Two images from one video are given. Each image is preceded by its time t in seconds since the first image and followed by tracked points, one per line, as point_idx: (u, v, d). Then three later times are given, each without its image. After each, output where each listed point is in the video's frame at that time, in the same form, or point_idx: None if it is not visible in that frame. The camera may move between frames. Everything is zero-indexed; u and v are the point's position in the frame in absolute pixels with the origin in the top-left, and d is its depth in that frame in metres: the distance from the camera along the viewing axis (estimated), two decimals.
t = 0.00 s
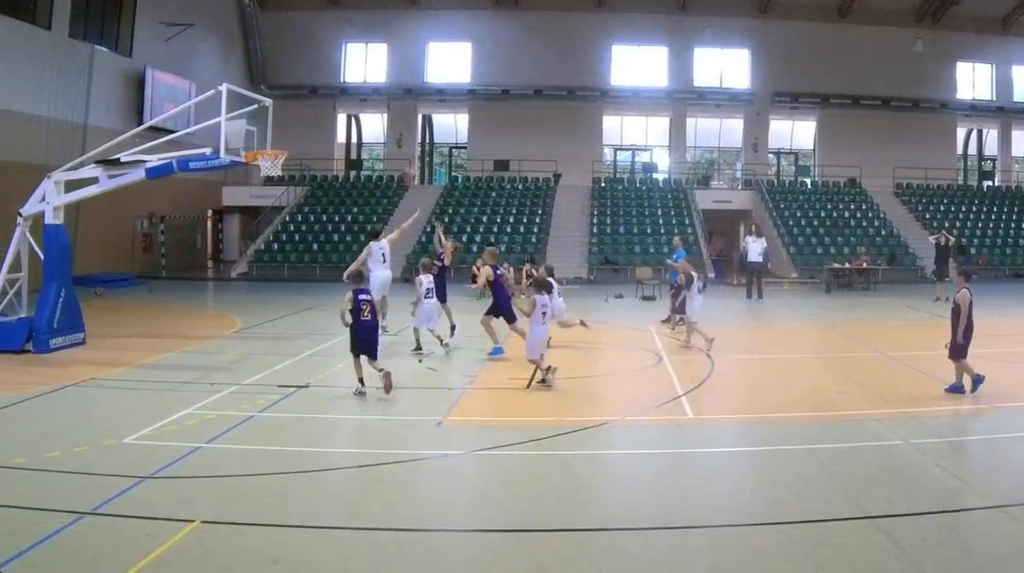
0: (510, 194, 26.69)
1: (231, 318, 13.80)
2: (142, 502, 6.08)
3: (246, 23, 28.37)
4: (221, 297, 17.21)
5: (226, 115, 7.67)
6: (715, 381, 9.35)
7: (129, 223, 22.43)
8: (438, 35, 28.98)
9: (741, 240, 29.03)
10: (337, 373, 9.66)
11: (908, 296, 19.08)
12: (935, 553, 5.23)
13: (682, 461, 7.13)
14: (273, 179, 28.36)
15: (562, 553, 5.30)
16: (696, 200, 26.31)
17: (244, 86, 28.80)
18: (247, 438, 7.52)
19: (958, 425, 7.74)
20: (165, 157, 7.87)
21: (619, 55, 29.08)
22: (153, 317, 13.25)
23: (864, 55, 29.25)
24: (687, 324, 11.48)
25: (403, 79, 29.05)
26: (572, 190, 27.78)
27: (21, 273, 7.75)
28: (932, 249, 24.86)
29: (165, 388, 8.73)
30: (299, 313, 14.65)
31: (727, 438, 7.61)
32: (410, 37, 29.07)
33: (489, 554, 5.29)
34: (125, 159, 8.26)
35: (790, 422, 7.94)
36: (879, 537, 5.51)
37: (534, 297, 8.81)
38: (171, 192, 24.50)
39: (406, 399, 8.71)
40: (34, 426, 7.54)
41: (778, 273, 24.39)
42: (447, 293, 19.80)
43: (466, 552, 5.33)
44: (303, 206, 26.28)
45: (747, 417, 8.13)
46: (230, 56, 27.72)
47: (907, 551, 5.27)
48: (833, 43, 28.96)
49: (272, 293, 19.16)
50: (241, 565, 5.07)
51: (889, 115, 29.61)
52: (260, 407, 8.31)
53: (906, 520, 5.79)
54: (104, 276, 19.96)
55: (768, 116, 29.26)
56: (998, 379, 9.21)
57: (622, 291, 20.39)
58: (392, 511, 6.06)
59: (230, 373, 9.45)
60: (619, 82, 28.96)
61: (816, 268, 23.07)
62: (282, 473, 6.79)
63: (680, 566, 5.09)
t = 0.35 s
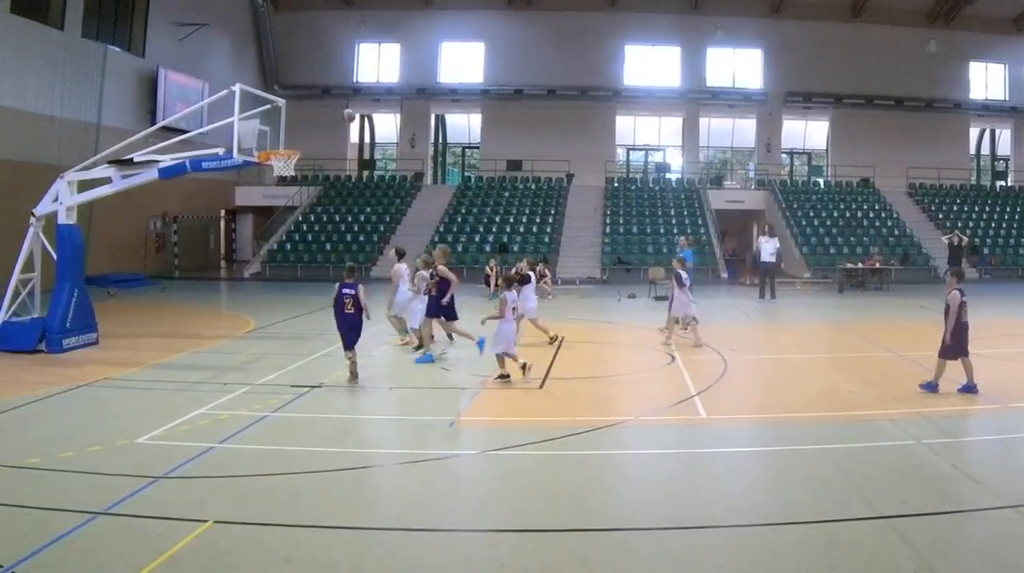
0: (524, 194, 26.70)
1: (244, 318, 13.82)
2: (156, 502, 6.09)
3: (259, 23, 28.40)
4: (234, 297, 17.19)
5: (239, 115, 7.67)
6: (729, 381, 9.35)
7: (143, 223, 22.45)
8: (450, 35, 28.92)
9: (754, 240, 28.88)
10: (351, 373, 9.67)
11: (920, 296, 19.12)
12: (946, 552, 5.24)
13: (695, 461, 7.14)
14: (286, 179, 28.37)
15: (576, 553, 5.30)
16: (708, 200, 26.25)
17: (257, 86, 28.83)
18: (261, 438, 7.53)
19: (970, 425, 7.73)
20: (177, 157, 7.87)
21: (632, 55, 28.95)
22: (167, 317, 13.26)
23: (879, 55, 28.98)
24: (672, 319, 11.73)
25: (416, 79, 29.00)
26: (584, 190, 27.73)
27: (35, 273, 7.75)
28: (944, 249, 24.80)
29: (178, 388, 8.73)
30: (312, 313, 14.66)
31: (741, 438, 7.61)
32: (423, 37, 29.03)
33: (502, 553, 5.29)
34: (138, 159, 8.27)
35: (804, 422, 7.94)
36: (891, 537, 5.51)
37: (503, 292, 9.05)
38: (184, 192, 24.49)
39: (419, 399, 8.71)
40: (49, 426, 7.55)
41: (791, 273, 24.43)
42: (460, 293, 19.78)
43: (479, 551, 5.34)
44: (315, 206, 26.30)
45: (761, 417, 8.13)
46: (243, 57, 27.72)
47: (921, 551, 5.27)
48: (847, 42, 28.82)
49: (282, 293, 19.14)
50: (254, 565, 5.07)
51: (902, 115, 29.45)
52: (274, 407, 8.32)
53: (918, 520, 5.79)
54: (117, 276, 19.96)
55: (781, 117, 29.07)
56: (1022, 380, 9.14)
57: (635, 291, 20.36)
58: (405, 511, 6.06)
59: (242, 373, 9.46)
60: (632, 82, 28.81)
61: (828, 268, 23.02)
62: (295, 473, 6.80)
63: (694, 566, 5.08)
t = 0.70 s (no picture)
0: (537, 194, 26.69)
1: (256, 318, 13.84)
2: (169, 502, 6.09)
3: (272, 23, 28.41)
4: (247, 297, 17.19)
5: (252, 115, 7.67)
6: (743, 381, 9.35)
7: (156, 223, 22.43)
8: (463, 35, 28.88)
9: (767, 240, 28.83)
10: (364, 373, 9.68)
11: (930, 295, 19.16)
12: (960, 552, 5.24)
13: (708, 461, 7.13)
14: (299, 178, 28.36)
15: (589, 553, 5.30)
16: (722, 200, 26.18)
17: (270, 86, 28.86)
18: (274, 438, 7.53)
19: (985, 425, 7.72)
20: (190, 156, 7.87)
21: (645, 55, 28.80)
22: (180, 317, 13.27)
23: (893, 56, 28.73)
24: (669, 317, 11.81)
25: (429, 79, 28.98)
26: (598, 190, 27.73)
27: (48, 273, 7.75)
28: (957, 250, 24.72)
29: (191, 388, 8.74)
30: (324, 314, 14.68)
31: (753, 438, 7.61)
32: (435, 37, 28.98)
33: (515, 553, 5.29)
34: (150, 159, 8.28)
35: (818, 422, 7.94)
36: (905, 537, 5.51)
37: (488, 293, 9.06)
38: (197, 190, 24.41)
39: (432, 399, 8.71)
40: (62, 426, 7.56)
41: (805, 273, 24.44)
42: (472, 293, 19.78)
43: (492, 551, 5.34)
44: (329, 206, 26.30)
45: (775, 417, 8.13)
46: (256, 57, 27.71)
47: (934, 551, 5.27)
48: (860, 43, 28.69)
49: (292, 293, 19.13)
50: (268, 565, 5.07)
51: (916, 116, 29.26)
52: (287, 407, 8.32)
53: (932, 520, 5.79)
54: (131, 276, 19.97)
55: (794, 117, 28.92)
56: None
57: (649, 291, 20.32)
58: (418, 511, 6.06)
59: (255, 373, 9.46)
60: (644, 82, 28.67)
61: (842, 268, 22.96)
62: (309, 473, 6.80)
63: (708, 566, 5.09)
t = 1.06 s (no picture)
0: (551, 194, 26.67)
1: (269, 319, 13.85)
2: (181, 502, 6.09)
3: (285, 23, 28.45)
4: (260, 297, 17.18)
5: (265, 115, 7.67)
6: (756, 381, 9.35)
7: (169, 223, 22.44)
8: (476, 35, 28.87)
9: (780, 240, 28.75)
10: (376, 373, 9.68)
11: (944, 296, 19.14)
12: (971, 553, 5.24)
13: (721, 461, 7.13)
14: (312, 179, 28.35)
15: (601, 553, 5.30)
16: (734, 200, 26.20)
17: (284, 86, 28.90)
18: (286, 438, 7.53)
19: (998, 425, 7.72)
20: (203, 156, 7.87)
21: (658, 54, 28.80)
22: (194, 317, 13.29)
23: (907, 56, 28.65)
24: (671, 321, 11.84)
25: (441, 79, 28.99)
26: (611, 191, 27.70)
27: (60, 273, 7.75)
28: (970, 250, 24.57)
29: (204, 388, 8.76)
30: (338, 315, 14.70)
31: (764, 438, 7.61)
32: (448, 38, 28.98)
33: (528, 553, 5.29)
34: (163, 159, 8.30)
35: (831, 422, 7.94)
36: (917, 537, 5.51)
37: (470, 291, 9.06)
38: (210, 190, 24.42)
39: (444, 399, 8.71)
40: (75, 426, 7.57)
41: (818, 273, 24.37)
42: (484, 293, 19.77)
43: (505, 551, 5.34)
44: (342, 206, 26.25)
45: (790, 417, 8.13)
46: (269, 56, 27.74)
47: (946, 551, 5.27)
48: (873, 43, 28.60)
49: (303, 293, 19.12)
50: (281, 566, 5.06)
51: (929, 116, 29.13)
52: (299, 407, 8.32)
53: (944, 520, 5.79)
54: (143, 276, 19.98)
55: (808, 116, 28.78)
56: None
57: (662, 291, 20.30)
58: (431, 511, 6.05)
59: (267, 373, 9.47)
60: (657, 82, 28.65)
61: (855, 268, 22.89)
62: (321, 473, 6.80)
63: (721, 566, 5.08)
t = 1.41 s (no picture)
0: (564, 194, 26.67)
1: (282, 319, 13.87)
2: (194, 502, 6.08)
3: (297, 23, 28.48)
4: (273, 297, 17.21)
5: (278, 115, 7.67)
6: (769, 381, 9.36)
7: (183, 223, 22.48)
8: (489, 35, 28.87)
9: (792, 240, 28.71)
10: (389, 373, 9.69)
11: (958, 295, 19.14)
12: (983, 553, 5.23)
13: (733, 461, 7.13)
14: (324, 179, 28.36)
15: (614, 553, 5.30)
16: (747, 200, 26.17)
17: (296, 86, 28.94)
18: (299, 438, 7.54)
19: (1013, 425, 7.71)
20: (216, 156, 7.88)
21: (672, 54, 28.78)
22: (209, 318, 13.31)
23: (920, 55, 28.55)
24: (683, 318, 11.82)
25: (452, 79, 28.98)
26: (624, 190, 27.71)
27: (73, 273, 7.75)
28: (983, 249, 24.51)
29: (217, 388, 8.77)
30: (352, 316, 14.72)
31: (777, 438, 7.61)
32: (461, 38, 28.99)
33: (540, 554, 5.29)
34: (176, 159, 8.32)
35: (843, 422, 7.94)
36: (930, 537, 5.51)
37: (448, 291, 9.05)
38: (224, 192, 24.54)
39: (455, 399, 8.71)
40: (90, 426, 7.58)
41: (831, 273, 24.36)
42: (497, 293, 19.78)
43: (516, 551, 5.33)
44: (354, 205, 26.20)
45: (804, 417, 8.13)
46: (281, 56, 27.77)
47: (960, 551, 5.27)
48: (885, 43, 28.52)
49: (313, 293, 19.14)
50: (294, 565, 5.06)
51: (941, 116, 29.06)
52: (312, 407, 8.33)
53: (956, 520, 5.79)
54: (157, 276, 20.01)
55: (821, 116, 28.74)
56: None
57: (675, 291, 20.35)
58: (443, 511, 6.05)
59: (279, 374, 9.49)
60: (670, 82, 28.64)
61: (867, 268, 22.87)
62: (334, 473, 6.80)
63: (734, 566, 5.08)
